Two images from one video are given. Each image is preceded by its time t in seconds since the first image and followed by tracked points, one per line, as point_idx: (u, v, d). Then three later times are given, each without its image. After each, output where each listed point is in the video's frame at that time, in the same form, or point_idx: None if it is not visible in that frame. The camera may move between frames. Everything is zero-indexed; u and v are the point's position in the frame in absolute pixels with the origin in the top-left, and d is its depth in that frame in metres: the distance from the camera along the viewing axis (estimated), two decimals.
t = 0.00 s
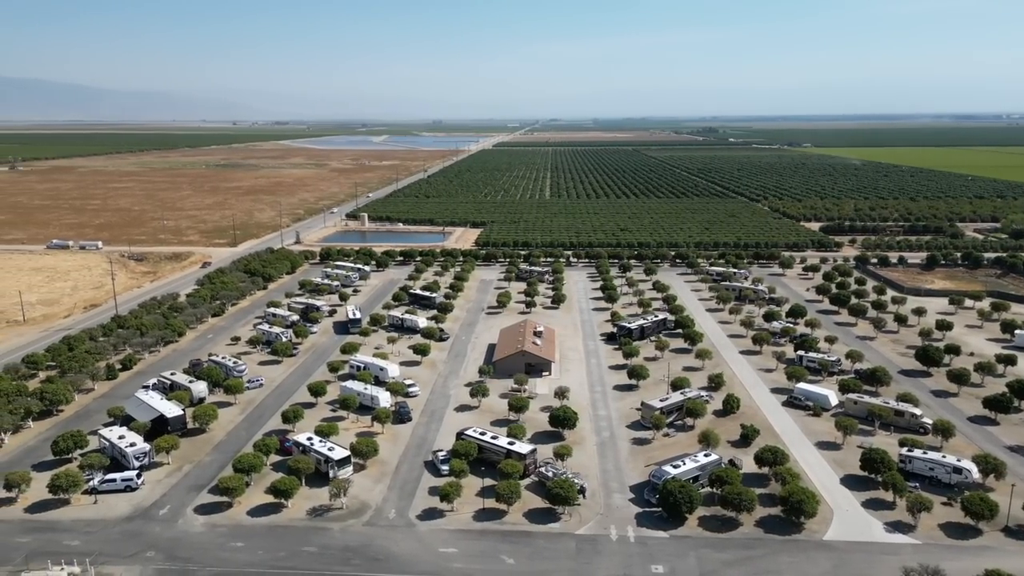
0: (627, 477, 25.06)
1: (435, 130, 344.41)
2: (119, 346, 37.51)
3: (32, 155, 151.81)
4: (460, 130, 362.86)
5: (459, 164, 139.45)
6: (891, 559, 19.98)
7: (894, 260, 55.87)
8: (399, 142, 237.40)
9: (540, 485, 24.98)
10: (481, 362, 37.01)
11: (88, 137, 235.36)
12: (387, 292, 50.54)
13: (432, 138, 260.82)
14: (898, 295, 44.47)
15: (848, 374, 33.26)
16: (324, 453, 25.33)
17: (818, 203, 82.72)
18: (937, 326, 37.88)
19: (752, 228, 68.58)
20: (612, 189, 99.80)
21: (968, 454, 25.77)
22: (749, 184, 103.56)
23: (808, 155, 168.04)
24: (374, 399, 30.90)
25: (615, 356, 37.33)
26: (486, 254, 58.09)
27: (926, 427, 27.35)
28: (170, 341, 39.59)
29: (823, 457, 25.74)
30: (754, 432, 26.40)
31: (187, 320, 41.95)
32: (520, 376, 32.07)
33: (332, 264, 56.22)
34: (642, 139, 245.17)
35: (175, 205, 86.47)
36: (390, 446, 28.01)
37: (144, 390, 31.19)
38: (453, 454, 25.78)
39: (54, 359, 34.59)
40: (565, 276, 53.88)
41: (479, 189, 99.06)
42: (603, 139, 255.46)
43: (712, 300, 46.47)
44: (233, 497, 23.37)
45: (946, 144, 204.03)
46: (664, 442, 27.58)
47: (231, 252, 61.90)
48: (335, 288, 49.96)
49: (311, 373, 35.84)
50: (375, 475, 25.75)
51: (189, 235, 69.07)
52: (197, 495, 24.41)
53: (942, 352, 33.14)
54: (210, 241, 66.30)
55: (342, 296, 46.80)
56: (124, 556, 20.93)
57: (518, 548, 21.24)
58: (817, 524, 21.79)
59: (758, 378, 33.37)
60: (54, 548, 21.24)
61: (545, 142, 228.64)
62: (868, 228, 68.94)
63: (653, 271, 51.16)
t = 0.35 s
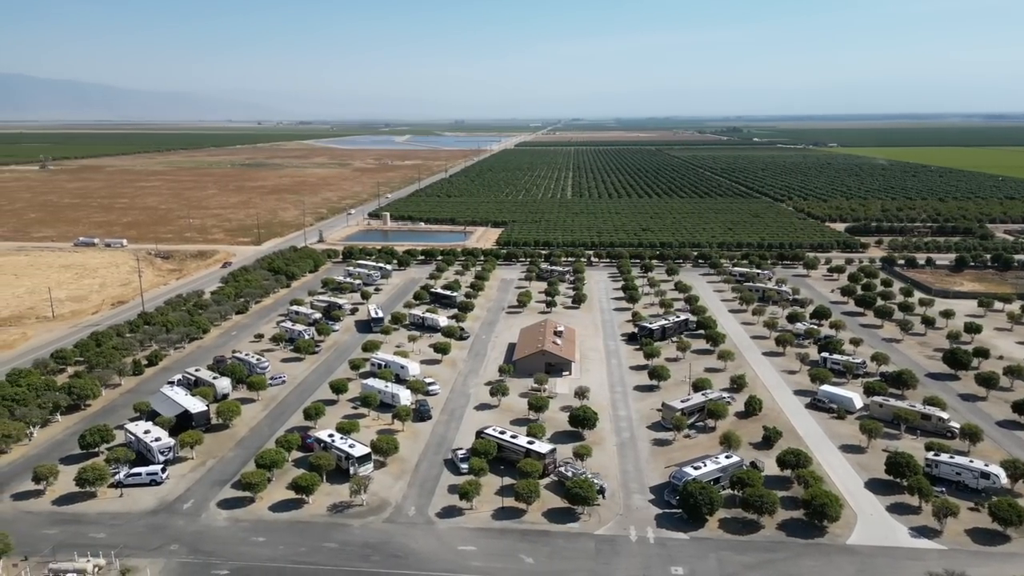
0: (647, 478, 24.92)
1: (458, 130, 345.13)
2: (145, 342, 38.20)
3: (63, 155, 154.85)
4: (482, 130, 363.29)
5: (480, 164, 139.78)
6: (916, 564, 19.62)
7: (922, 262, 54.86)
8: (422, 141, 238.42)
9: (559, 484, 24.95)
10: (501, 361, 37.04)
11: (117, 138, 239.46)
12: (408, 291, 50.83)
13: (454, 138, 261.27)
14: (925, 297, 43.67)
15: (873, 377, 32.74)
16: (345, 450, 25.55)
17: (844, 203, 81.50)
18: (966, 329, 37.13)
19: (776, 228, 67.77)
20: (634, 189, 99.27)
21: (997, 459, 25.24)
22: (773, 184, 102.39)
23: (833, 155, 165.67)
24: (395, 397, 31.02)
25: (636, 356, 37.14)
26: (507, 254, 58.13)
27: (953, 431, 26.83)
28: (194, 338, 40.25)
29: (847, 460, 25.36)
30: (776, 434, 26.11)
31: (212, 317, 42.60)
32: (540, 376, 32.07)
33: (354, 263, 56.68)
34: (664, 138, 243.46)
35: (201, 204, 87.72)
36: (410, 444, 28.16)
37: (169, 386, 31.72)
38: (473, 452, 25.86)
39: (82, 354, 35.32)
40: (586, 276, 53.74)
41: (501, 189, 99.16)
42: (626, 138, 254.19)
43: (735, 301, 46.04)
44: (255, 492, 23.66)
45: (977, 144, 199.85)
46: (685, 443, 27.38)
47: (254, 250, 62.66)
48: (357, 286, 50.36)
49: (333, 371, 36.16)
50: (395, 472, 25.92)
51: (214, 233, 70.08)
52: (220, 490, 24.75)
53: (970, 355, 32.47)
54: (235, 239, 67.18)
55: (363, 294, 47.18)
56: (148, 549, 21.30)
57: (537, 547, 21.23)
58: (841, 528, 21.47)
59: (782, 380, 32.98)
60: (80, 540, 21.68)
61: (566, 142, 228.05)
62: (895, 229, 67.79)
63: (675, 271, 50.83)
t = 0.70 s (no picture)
0: (667, 479, 24.76)
1: (479, 130, 345.54)
2: (170, 339, 38.79)
3: (92, 155, 157.85)
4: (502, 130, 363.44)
5: (501, 164, 140.11)
6: (941, 570, 19.26)
7: (950, 264, 53.81)
8: (443, 142, 239.14)
9: (578, 485, 24.88)
10: (520, 361, 37.03)
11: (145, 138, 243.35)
12: (429, 290, 51.06)
13: (475, 138, 261.87)
14: (953, 299, 42.82)
15: (898, 380, 32.20)
16: (365, 447, 25.74)
17: (870, 204, 80.27)
18: (995, 332, 36.35)
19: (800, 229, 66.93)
20: (656, 189, 98.68)
21: None
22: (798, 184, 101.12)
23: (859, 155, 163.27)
24: (415, 395, 31.26)
25: (657, 357, 36.93)
26: (527, 254, 58.13)
27: (980, 436, 26.29)
28: (218, 335, 40.78)
29: (871, 464, 24.97)
30: (798, 437, 25.78)
31: (235, 315, 43.15)
32: (560, 376, 32.03)
33: (376, 262, 57.06)
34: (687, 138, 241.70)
35: (225, 203, 88.90)
36: (430, 442, 28.29)
37: (193, 382, 32.20)
38: (492, 451, 25.91)
39: (109, 350, 35.97)
40: (607, 276, 53.57)
41: (522, 189, 99.18)
42: (648, 138, 252.85)
43: (757, 302, 45.56)
44: (276, 488, 23.94)
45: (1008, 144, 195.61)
46: (705, 445, 27.16)
47: (277, 249, 63.35)
48: (378, 285, 50.69)
49: (354, 369, 36.43)
50: (414, 470, 26.04)
51: (238, 232, 70.99)
52: (242, 485, 25.08)
53: (999, 359, 31.79)
54: (258, 238, 67.98)
55: (384, 293, 47.49)
56: (171, 543, 21.62)
57: (555, 547, 21.20)
58: (864, 532, 21.15)
59: (804, 382, 32.57)
60: (106, 533, 22.10)
61: (588, 142, 227.33)
62: (922, 230, 66.61)
63: (697, 272, 50.43)
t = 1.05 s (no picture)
0: (687, 481, 24.57)
1: (501, 130, 346.07)
2: (194, 336, 39.33)
3: (119, 155, 160.73)
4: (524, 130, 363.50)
5: (522, 163, 140.23)
6: None
7: (979, 266, 52.74)
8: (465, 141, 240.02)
9: (597, 485, 24.80)
10: (539, 361, 36.99)
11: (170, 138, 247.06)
12: (449, 290, 51.21)
13: (496, 138, 261.80)
14: (981, 302, 41.96)
15: (924, 383, 31.61)
16: (385, 445, 25.90)
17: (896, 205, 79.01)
18: None
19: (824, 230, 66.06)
20: (678, 189, 98.02)
21: None
22: (822, 184, 99.84)
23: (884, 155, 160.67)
24: (434, 394, 31.39)
25: (677, 358, 36.67)
26: (548, 254, 58.08)
27: (1008, 441, 25.73)
28: (241, 333, 41.30)
29: (895, 468, 24.55)
30: (821, 440, 25.46)
31: (257, 313, 43.67)
32: (579, 376, 31.95)
33: (396, 261, 57.38)
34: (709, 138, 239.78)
35: (249, 202, 89.96)
36: (449, 441, 28.36)
37: (216, 379, 32.64)
38: (511, 451, 25.93)
39: (134, 346, 36.56)
40: (627, 276, 53.36)
41: (542, 189, 99.12)
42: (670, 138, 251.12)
43: (780, 304, 45.04)
44: (297, 484, 24.18)
45: None
46: (725, 447, 26.93)
47: (300, 248, 64.02)
48: (399, 284, 50.95)
49: (375, 367, 36.68)
50: (433, 469, 26.14)
51: (261, 231, 71.82)
52: (263, 481, 25.37)
53: None
54: (281, 237, 68.70)
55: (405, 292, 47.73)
56: (193, 537, 21.94)
57: (574, 547, 21.13)
58: (887, 537, 20.80)
59: (828, 385, 32.11)
60: (129, 526, 22.49)
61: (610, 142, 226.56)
62: (950, 231, 65.36)
63: (718, 273, 50.01)
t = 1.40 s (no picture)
0: (705, 483, 24.39)
1: (521, 130, 345.73)
2: (216, 333, 39.85)
3: (145, 154, 163.29)
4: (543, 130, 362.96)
5: (541, 163, 140.17)
6: None
7: (1007, 267, 51.67)
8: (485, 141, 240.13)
9: (615, 485, 24.72)
10: (558, 361, 36.94)
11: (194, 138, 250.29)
12: (468, 289, 51.36)
13: (516, 138, 261.87)
14: (1009, 304, 41.11)
15: (949, 387, 31.06)
16: (403, 443, 26.05)
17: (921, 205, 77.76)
18: None
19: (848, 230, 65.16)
20: (698, 189, 97.30)
21: None
22: (846, 185, 98.48)
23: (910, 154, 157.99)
24: (453, 393, 31.50)
25: (697, 359, 36.42)
26: (567, 253, 58.00)
27: None
28: (262, 330, 41.75)
29: (918, 472, 24.16)
30: (842, 442, 25.13)
31: (278, 311, 44.13)
32: (597, 376, 31.85)
33: (416, 260, 57.66)
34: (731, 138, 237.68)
35: (271, 201, 90.93)
36: (467, 440, 28.43)
37: (237, 376, 33.06)
38: (528, 450, 25.93)
39: (158, 343, 37.15)
40: (646, 276, 53.09)
41: (562, 188, 98.95)
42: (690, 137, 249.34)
43: (802, 305, 44.50)
44: (316, 481, 24.41)
45: None
46: (745, 449, 26.68)
47: (320, 247, 64.58)
48: (418, 283, 51.19)
49: (393, 366, 36.88)
50: (451, 467, 26.23)
51: (282, 230, 72.56)
52: (283, 478, 25.64)
53: None
54: (302, 236, 69.39)
55: (424, 291, 47.97)
56: (214, 531, 22.24)
57: (591, 548, 21.08)
58: (910, 542, 20.47)
59: (850, 387, 31.66)
60: (152, 520, 22.86)
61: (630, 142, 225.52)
62: (977, 233, 64.11)
63: (739, 274, 49.58)
